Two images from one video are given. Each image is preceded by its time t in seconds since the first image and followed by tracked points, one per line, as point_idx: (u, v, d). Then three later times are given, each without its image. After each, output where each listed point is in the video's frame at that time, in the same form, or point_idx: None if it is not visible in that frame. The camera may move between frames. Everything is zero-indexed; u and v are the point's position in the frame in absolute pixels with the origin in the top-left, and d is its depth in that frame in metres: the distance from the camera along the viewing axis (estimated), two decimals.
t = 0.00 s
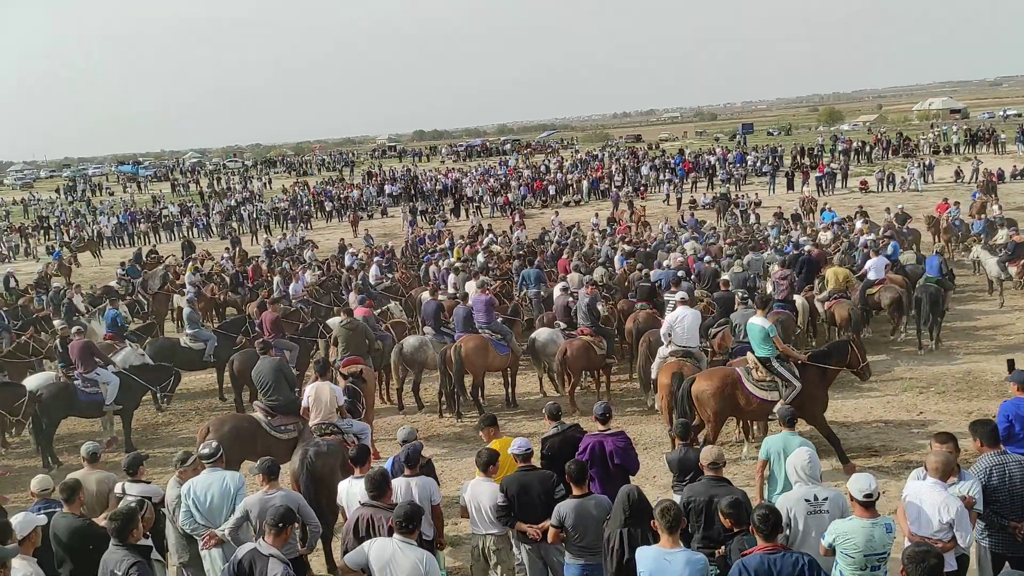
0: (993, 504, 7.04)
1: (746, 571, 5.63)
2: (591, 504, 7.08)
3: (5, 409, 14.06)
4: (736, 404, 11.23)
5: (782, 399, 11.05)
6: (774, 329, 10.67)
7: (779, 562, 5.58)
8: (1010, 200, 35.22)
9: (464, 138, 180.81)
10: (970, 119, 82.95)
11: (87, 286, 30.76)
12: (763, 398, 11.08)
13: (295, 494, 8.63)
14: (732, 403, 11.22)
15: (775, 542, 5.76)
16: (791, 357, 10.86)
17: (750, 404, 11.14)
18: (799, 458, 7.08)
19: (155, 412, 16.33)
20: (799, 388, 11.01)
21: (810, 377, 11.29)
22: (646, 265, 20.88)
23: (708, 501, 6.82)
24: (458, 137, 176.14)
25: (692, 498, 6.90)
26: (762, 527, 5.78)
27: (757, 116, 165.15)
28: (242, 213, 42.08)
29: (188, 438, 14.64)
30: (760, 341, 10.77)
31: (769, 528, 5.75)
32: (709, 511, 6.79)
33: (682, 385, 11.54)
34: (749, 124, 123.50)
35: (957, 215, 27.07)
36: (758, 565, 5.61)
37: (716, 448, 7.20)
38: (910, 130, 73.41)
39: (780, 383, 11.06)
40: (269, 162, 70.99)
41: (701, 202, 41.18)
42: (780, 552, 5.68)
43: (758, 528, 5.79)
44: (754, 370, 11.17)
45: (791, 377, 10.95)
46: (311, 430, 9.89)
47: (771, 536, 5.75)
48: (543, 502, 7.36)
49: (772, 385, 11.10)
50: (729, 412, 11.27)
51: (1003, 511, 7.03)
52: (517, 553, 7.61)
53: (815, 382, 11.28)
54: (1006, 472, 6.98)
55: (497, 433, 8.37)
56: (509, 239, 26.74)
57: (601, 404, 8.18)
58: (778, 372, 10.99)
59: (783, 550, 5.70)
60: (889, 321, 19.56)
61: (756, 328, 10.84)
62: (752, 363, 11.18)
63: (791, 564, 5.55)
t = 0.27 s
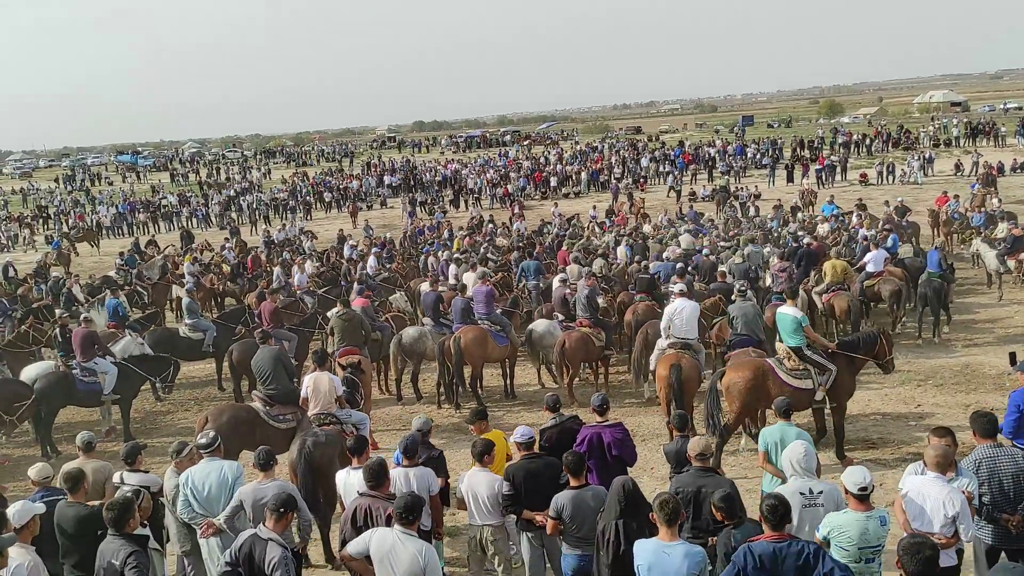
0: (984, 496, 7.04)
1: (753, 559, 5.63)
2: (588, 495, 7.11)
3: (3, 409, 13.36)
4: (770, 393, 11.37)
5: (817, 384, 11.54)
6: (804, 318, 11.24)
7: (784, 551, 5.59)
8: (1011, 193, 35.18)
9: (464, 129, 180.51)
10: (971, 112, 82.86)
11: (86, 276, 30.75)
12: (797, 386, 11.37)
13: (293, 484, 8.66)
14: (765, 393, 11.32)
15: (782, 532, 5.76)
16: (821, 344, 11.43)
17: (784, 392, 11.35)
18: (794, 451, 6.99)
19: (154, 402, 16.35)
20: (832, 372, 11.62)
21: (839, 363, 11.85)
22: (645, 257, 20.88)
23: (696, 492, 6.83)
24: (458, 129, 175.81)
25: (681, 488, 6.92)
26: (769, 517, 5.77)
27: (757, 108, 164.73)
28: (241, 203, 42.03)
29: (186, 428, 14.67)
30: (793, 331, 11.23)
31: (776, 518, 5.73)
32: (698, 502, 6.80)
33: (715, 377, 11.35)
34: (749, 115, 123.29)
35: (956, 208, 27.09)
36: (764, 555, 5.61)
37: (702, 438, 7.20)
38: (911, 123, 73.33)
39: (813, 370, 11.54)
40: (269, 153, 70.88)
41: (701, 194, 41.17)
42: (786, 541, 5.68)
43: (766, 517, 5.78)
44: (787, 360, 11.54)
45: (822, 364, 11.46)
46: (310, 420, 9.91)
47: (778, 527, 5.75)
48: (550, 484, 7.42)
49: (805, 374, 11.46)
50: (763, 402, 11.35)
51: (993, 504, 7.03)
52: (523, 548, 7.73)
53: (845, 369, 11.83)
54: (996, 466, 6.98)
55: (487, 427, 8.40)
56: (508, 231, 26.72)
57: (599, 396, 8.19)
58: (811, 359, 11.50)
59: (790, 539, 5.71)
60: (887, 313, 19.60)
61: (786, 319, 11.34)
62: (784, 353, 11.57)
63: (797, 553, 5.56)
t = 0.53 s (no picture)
0: (981, 486, 7.05)
1: (759, 547, 5.64)
2: (585, 481, 7.13)
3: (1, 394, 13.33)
4: (797, 378, 11.39)
5: (842, 369, 11.49)
6: (831, 305, 11.07)
7: (789, 539, 5.62)
8: (1010, 182, 35.16)
9: (463, 117, 179.95)
10: (971, 101, 82.68)
11: (84, 262, 30.70)
12: (823, 371, 11.34)
13: (290, 470, 8.67)
14: (790, 378, 11.34)
15: (788, 519, 5.77)
16: (848, 330, 11.34)
17: (809, 378, 11.37)
18: (790, 441, 6.99)
19: (152, 388, 16.35)
20: (858, 357, 11.52)
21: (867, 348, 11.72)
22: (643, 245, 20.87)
23: (684, 480, 6.82)
24: (457, 116, 175.26)
25: (670, 477, 6.91)
26: (777, 503, 5.76)
27: (757, 96, 164.22)
28: (239, 189, 41.93)
29: (185, 414, 14.68)
30: (819, 318, 11.13)
31: (783, 504, 5.72)
32: (688, 490, 6.81)
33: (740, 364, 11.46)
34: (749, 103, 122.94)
35: (955, 197, 27.08)
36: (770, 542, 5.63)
37: (688, 426, 7.17)
38: (910, 112, 73.18)
39: (839, 355, 11.48)
40: (267, 139, 70.66)
41: (699, 182, 41.13)
42: (792, 529, 5.70)
43: (773, 504, 5.77)
44: (813, 346, 11.48)
45: (849, 349, 11.41)
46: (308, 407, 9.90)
47: (785, 512, 5.75)
48: (553, 469, 7.56)
49: (831, 359, 11.42)
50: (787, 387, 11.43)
51: (992, 493, 7.04)
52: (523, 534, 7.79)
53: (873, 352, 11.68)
54: (995, 455, 6.98)
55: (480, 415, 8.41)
56: (506, 217, 26.66)
57: (596, 383, 8.19)
58: (837, 345, 11.42)
59: (796, 526, 5.73)
60: (885, 302, 19.62)
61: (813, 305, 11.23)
62: (809, 339, 11.51)
63: (803, 541, 5.58)
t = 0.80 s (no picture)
0: (986, 480, 6.99)
1: (761, 539, 5.63)
2: (583, 474, 7.15)
3: None
4: (826, 368, 11.43)
5: (868, 359, 11.56)
6: (859, 294, 11.26)
7: (792, 532, 5.61)
8: (1009, 177, 35.17)
9: (462, 110, 179.68)
10: (971, 95, 82.65)
11: (83, 254, 30.65)
12: (850, 360, 11.42)
13: (289, 463, 8.68)
14: (822, 367, 11.36)
15: (791, 511, 5.76)
16: (875, 319, 11.47)
17: (839, 367, 11.41)
18: (788, 435, 7.01)
19: (151, 381, 16.34)
20: (884, 347, 11.61)
21: (891, 339, 11.85)
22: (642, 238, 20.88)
23: (675, 473, 6.89)
24: (456, 109, 175.05)
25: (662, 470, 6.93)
26: (780, 496, 5.74)
27: (755, 90, 164.15)
28: (238, 182, 41.87)
29: (184, 407, 14.68)
30: (848, 307, 11.30)
31: (787, 497, 5.70)
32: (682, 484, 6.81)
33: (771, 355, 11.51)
34: (748, 97, 122.82)
35: (954, 191, 27.11)
36: (773, 534, 5.62)
37: (679, 420, 7.21)
38: (910, 105, 73.13)
39: (865, 345, 11.55)
40: (266, 132, 70.52)
41: (699, 175, 41.11)
42: (795, 521, 5.69)
43: (776, 496, 5.75)
44: (840, 335, 11.56)
45: (876, 338, 11.49)
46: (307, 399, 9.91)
47: (787, 505, 5.74)
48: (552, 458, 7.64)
49: (858, 348, 11.50)
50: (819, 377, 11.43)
51: (998, 487, 6.97)
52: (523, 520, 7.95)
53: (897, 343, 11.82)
54: (1002, 448, 6.91)
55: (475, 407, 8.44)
56: (506, 210, 26.66)
57: (596, 376, 8.21)
58: (864, 334, 11.52)
59: (799, 518, 5.72)
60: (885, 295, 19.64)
61: (840, 294, 11.41)
62: (836, 328, 11.60)
63: (806, 534, 5.58)
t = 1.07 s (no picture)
0: (989, 475, 6.97)
1: (757, 534, 5.65)
2: (580, 469, 7.17)
3: None
4: (852, 362, 11.60)
5: (893, 353, 11.69)
6: (884, 286, 11.30)
7: (788, 528, 5.62)
8: (1006, 172, 35.22)
9: (459, 105, 179.40)
10: (969, 90, 82.71)
11: (80, 250, 30.63)
12: (877, 354, 11.56)
13: (286, 457, 8.69)
14: (847, 359, 11.54)
15: (787, 506, 5.77)
16: (899, 312, 11.57)
17: (864, 359, 11.58)
18: (785, 429, 7.02)
19: (148, 376, 16.35)
20: (908, 341, 11.77)
21: (914, 330, 12.01)
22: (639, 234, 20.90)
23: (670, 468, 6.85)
24: (453, 104, 174.87)
25: (656, 464, 6.91)
26: (776, 490, 5.74)
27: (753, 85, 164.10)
28: (235, 177, 41.84)
29: (181, 402, 14.70)
30: (872, 299, 11.33)
31: (783, 492, 5.70)
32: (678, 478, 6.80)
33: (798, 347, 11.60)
34: (745, 92, 122.77)
35: (952, 186, 27.16)
36: (768, 529, 5.64)
37: (674, 415, 7.21)
38: (908, 100, 73.13)
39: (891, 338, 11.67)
40: (263, 127, 70.45)
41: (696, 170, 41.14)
42: (791, 516, 5.69)
43: (772, 491, 5.75)
44: (867, 329, 11.63)
45: (901, 332, 11.60)
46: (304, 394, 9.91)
47: (783, 500, 5.74)
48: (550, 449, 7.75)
49: (884, 342, 11.62)
50: (843, 369, 11.60)
51: (1000, 481, 6.95)
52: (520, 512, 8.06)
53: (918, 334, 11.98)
54: (1004, 440, 6.91)
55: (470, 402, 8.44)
56: (503, 205, 26.67)
57: (593, 371, 8.22)
58: (888, 327, 11.63)
59: (794, 513, 5.73)
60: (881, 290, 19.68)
61: (865, 286, 11.44)
62: (862, 322, 11.65)
63: (802, 529, 5.60)
